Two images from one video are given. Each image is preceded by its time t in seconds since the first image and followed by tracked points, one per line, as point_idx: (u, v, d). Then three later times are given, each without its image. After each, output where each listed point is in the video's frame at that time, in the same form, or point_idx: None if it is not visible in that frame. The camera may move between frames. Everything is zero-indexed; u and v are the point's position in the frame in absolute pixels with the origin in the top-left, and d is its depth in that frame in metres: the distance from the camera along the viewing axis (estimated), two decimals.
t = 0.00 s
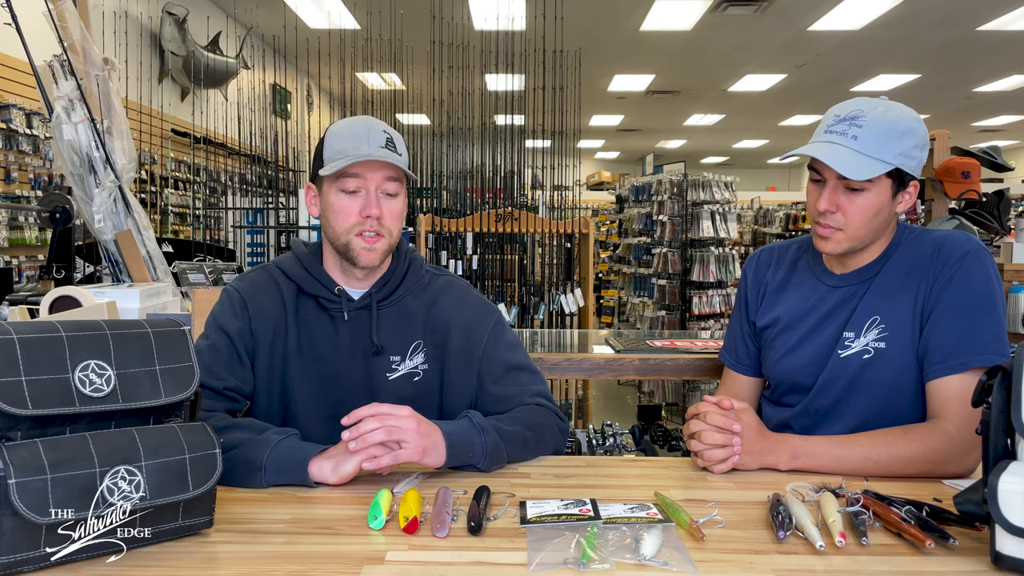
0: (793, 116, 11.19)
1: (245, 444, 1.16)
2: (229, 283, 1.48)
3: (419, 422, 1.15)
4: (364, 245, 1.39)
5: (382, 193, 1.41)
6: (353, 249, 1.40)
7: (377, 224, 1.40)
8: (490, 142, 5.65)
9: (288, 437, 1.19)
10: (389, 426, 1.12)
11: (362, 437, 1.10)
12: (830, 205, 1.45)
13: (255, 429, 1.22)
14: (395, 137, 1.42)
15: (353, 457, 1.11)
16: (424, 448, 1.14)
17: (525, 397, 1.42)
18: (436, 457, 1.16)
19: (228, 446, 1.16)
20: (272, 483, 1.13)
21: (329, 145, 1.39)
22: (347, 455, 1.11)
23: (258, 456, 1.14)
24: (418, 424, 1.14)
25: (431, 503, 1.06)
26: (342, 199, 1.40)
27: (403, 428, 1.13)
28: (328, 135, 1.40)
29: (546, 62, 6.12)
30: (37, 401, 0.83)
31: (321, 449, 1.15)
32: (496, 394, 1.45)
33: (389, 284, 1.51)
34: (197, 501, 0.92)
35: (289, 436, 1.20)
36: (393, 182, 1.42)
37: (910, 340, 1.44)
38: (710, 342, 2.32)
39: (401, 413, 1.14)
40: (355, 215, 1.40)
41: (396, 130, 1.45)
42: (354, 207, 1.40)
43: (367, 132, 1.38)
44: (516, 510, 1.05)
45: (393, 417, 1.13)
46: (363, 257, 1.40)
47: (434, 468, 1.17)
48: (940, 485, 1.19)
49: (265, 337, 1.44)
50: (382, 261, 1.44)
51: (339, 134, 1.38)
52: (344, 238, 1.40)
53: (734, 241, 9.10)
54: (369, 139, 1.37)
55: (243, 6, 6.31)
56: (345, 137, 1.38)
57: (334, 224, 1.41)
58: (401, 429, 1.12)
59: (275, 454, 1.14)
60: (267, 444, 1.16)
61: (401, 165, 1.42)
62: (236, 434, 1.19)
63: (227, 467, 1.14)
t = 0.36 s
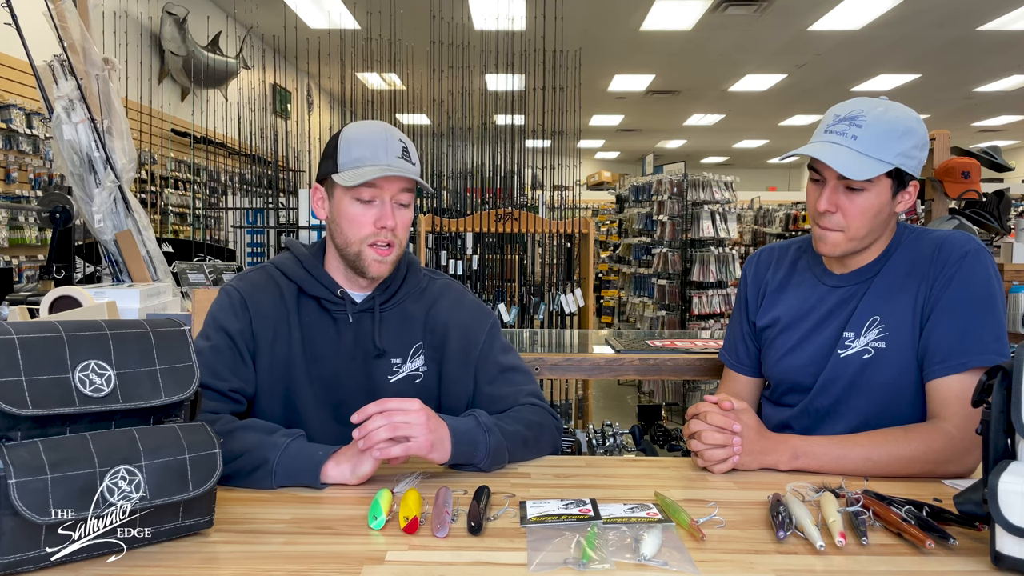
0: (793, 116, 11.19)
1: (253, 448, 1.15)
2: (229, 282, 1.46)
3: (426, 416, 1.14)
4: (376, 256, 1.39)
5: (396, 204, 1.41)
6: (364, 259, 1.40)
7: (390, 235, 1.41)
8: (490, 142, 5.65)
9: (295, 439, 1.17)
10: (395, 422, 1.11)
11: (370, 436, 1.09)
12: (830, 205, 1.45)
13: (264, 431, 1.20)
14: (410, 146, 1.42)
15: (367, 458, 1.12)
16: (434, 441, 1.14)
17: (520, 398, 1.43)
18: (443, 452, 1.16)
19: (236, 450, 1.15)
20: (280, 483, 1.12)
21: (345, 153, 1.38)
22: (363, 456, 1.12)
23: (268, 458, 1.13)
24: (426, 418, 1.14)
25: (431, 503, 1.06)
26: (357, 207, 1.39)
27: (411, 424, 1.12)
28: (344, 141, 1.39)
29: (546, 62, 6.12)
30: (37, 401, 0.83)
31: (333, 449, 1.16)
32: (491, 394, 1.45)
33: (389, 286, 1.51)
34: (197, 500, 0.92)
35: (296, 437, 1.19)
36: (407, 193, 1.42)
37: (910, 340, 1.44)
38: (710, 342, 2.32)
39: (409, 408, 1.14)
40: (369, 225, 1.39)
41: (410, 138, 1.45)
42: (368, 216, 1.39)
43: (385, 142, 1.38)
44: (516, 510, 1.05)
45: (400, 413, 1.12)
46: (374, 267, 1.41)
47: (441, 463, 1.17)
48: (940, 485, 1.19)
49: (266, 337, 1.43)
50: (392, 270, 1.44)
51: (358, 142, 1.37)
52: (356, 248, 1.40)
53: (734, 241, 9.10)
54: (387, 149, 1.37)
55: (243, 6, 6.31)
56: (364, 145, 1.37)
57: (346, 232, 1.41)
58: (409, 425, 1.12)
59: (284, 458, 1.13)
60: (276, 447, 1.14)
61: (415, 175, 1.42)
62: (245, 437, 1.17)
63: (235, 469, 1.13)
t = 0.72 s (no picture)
0: (793, 116, 11.19)
1: (252, 454, 1.14)
2: (226, 284, 1.44)
3: (431, 419, 1.14)
4: (381, 261, 1.40)
5: (403, 210, 1.41)
6: (370, 264, 1.40)
7: (396, 241, 1.41)
8: (490, 142, 5.65)
9: (294, 444, 1.16)
10: (398, 426, 1.10)
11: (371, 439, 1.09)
12: (830, 205, 1.45)
13: (263, 434, 1.18)
14: (416, 151, 1.43)
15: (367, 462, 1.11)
16: (438, 443, 1.14)
17: (514, 395, 1.43)
18: (444, 455, 1.16)
19: (235, 458, 1.13)
20: (282, 485, 1.12)
21: (353, 156, 1.37)
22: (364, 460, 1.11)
23: (268, 465, 1.12)
24: (429, 421, 1.13)
25: (431, 503, 1.06)
26: (364, 212, 1.39)
27: (414, 428, 1.11)
28: (353, 144, 1.38)
29: (546, 62, 6.12)
30: (37, 401, 0.83)
31: (333, 452, 1.15)
32: (486, 391, 1.45)
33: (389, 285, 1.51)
34: (197, 500, 0.92)
35: (294, 442, 1.17)
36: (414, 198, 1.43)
37: (910, 340, 1.44)
38: (710, 342, 2.32)
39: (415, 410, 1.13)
40: (376, 230, 1.39)
41: (416, 142, 1.45)
42: (375, 222, 1.39)
43: (394, 148, 1.38)
44: (516, 510, 1.05)
45: (404, 417, 1.11)
46: (379, 273, 1.41)
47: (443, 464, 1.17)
48: (940, 485, 1.19)
49: (265, 339, 1.42)
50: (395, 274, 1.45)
51: (367, 146, 1.37)
52: (362, 252, 1.40)
53: (734, 241, 9.10)
54: (396, 155, 1.37)
55: (243, 6, 6.31)
56: (373, 151, 1.37)
57: (352, 236, 1.41)
58: (412, 429, 1.11)
59: (285, 464, 1.12)
60: (275, 454, 1.13)
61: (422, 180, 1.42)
62: (244, 443, 1.15)
63: (237, 476, 1.12)
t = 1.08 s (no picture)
0: (793, 116, 11.19)
1: (251, 456, 1.13)
2: (220, 286, 1.44)
3: (428, 429, 1.11)
4: (366, 258, 1.39)
5: (385, 207, 1.41)
6: (354, 262, 1.40)
7: (380, 239, 1.40)
8: (490, 142, 5.65)
9: (292, 445, 1.16)
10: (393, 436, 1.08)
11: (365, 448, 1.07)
12: (830, 205, 1.45)
13: (261, 435, 1.18)
14: (399, 147, 1.42)
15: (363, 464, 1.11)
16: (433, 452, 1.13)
17: (507, 391, 1.44)
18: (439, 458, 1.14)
19: (234, 458, 1.13)
20: (281, 485, 1.12)
21: (332, 156, 1.38)
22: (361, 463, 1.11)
23: (267, 467, 1.12)
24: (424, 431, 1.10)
25: (431, 503, 1.06)
26: (346, 211, 1.39)
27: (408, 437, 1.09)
28: (332, 143, 1.38)
29: (546, 62, 6.11)
30: (37, 400, 0.83)
31: (333, 453, 1.14)
32: (479, 387, 1.45)
33: (383, 284, 1.51)
34: (197, 500, 0.92)
35: (292, 442, 1.17)
36: (397, 196, 1.42)
37: (910, 340, 1.44)
38: (710, 342, 2.32)
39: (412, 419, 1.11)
40: (358, 229, 1.39)
41: (399, 138, 1.44)
42: (357, 220, 1.39)
43: (374, 146, 1.38)
44: (516, 510, 1.05)
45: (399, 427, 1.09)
46: (363, 270, 1.41)
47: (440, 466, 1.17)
48: (940, 485, 1.19)
49: (261, 339, 1.41)
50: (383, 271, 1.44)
51: (346, 145, 1.37)
52: (346, 251, 1.40)
53: (734, 241, 9.11)
54: (375, 153, 1.37)
55: (243, 6, 6.31)
56: (351, 149, 1.37)
57: (336, 235, 1.41)
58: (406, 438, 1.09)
59: (283, 466, 1.12)
60: (274, 456, 1.13)
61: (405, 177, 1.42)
62: (242, 443, 1.15)
63: (236, 477, 1.12)
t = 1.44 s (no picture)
0: (793, 116, 11.19)
1: (250, 457, 1.13)
2: (218, 286, 1.44)
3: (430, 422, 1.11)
4: (373, 256, 1.39)
5: (391, 206, 1.41)
6: (360, 259, 1.40)
7: (387, 237, 1.41)
8: (490, 142, 5.65)
9: (290, 446, 1.16)
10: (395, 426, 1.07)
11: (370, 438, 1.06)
12: (830, 205, 1.45)
13: (260, 436, 1.18)
14: (403, 146, 1.42)
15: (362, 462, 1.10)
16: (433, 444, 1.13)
17: (501, 388, 1.44)
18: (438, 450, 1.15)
19: (233, 460, 1.13)
20: (281, 485, 1.12)
21: (338, 154, 1.37)
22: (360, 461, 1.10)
23: (266, 469, 1.12)
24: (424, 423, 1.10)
25: (431, 503, 1.06)
26: (352, 209, 1.39)
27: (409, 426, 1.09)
28: (338, 141, 1.38)
29: (546, 62, 6.11)
30: (37, 400, 0.83)
31: (331, 454, 1.14)
32: (475, 385, 1.46)
33: (381, 284, 1.51)
34: (197, 500, 0.92)
35: (291, 444, 1.16)
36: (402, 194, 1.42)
37: (910, 340, 1.44)
38: (710, 342, 2.32)
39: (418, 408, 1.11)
40: (366, 228, 1.39)
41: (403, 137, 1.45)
42: (364, 217, 1.39)
43: (381, 143, 1.37)
44: (516, 510, 1.05)
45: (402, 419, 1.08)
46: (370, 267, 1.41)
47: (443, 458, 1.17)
48: (940, 485, 1.19)
49: (260, 340, 1.41)
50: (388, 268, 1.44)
51: (352, 143, 1.37)
52: (353, 249, 1.39)
53: (734, 241, 9.11)
54: (383, 151, 1.37)
55: (243, 6, 6.31)
56: (358, 146, 1.37)
57: (342, 233, 1.41)
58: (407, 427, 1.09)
59: (282, 468, 1.12)
60: (272, 458, 1.13)
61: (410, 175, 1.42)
62: (241, 445, 1.15)
63: (236, 479, 1.12)
